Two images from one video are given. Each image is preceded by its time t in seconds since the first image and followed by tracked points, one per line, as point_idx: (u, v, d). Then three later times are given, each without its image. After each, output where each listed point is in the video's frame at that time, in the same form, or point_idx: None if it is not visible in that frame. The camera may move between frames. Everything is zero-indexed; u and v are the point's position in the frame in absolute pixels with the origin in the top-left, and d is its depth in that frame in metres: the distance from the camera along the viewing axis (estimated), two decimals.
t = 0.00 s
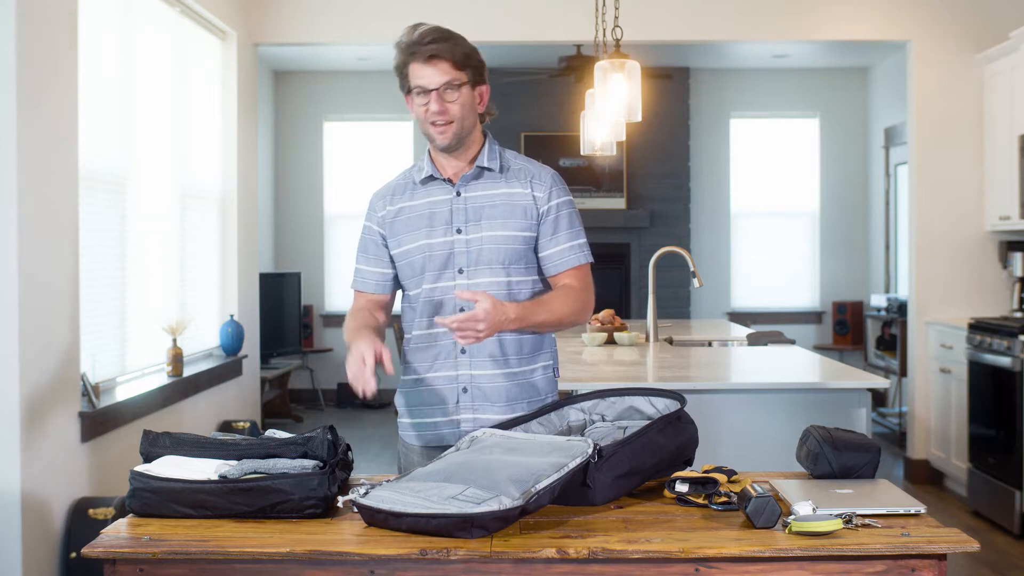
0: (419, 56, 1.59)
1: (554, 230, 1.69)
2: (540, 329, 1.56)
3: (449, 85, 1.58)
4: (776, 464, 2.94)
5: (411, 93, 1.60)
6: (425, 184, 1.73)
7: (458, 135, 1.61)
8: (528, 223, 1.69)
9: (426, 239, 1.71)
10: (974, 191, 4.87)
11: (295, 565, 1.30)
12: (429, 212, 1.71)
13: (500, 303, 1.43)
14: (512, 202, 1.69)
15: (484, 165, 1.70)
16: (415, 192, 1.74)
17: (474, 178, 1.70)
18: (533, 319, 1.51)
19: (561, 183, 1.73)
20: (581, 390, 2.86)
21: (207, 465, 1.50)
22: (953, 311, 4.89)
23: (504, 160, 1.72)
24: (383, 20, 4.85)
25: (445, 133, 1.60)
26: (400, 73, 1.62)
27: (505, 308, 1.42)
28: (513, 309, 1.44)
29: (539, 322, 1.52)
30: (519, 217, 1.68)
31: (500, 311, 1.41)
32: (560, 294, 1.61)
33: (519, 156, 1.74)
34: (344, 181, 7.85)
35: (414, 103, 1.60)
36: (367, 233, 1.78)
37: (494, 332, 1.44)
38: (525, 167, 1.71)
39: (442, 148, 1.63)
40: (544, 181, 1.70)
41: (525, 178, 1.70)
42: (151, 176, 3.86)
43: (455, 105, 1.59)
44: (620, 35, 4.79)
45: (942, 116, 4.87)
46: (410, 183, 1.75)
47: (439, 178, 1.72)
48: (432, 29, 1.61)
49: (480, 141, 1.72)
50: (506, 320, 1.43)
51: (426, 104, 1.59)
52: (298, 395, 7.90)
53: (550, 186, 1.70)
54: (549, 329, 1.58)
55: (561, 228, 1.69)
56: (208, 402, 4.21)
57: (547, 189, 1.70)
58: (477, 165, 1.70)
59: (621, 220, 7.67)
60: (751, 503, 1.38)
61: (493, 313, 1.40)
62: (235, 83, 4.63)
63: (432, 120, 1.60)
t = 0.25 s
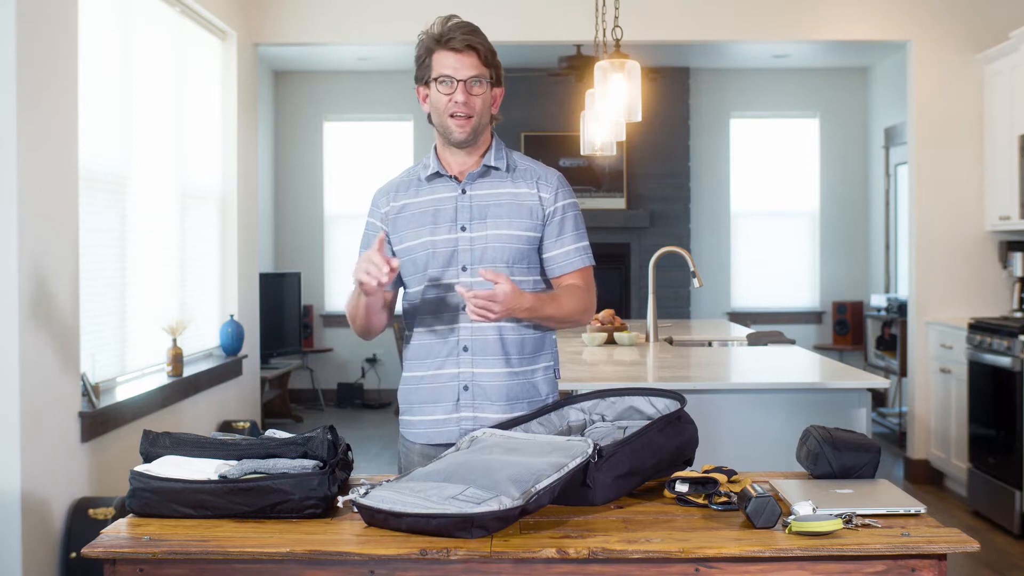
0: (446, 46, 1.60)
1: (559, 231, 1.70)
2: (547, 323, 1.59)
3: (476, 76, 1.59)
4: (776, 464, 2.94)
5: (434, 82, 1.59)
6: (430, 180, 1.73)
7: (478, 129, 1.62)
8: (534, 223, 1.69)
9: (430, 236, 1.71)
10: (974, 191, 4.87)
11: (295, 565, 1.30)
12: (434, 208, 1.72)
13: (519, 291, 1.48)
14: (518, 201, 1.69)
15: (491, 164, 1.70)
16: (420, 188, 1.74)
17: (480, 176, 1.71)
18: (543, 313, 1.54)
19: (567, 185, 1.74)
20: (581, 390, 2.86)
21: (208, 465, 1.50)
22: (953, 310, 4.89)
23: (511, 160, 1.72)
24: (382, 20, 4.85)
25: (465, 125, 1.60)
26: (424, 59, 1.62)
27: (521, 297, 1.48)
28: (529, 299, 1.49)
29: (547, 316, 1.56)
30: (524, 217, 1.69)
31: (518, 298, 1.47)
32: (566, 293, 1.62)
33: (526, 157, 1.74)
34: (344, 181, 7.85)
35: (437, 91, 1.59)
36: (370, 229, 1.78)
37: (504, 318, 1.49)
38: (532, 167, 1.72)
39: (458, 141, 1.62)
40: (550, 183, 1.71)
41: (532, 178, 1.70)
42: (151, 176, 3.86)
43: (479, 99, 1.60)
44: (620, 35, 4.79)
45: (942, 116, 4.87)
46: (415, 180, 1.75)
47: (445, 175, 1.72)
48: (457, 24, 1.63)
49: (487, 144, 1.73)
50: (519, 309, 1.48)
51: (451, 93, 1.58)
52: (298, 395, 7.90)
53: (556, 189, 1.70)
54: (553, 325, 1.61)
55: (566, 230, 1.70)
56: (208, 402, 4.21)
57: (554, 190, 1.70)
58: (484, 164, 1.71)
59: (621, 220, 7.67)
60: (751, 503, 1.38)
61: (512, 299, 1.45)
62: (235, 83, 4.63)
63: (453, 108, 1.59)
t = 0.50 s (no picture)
0: (451, 47, 1.59)
1: (562, 234, 1.70)
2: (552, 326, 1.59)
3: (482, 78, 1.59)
4: (775, 464, 2.94)
5: (439, 82, 1.59)
6: (434, 180, 1.73)
7: (482, 130, 1.62)
8: (537, 225, 1.69)
9: (433, 236, 1.71)
10: (974, 191, 4.87)
11: (295, 565, 1.30)
12: (437, 208, 1.72)
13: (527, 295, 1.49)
14: (522, 203, 1.69)
15: (494, 165, 1.70)
16: (423, 188, 1.74)
17: (484, 176, 1.71)
18: (548, 317, 1.55)
19: (569, 187, 1.74)
20: (581, 390, 2.86)
21: (208, 465, 1.50)
22: (953, 311, 4.89)
23: (515, 161, 1.72)
24: (382, 20, 4.85)
25: (471, 126, 1.61)
26: (427, 60, 1.62)
27: (529, 302, 1.48)
28: (535, 304, 1.50)
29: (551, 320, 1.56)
30: (527, 218, 1.69)
31: (526, 303, 1.47)
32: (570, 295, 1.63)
33: (529, 158, 1.75)
34: (344, 181, 7.86)
35: (443, 92, 1.59)
36: (372, 228, 1.77)
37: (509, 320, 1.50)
38: (535, 169, 1.72)
39: (464, 142, 1.63)
40: (553, 185, 1.71)
41: (535, 180, 1.70)
42: (151, 176, 3.86)
43: (484, 99, 1.60)
44: (620, 35, 4.79)
45: (942, 115, 4.87)
46: (419, 179, 1.75)
47: (449, 175, 1.72)
48: (462, 24, 1.62)
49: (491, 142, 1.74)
50: (526, 313, 1.48)
51: (457, 95, 1.59)
52: (298, 395, 7.90)
53: (559, 191, 1.70)
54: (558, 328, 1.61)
55: (570, 232, 1.70)
56: (208, 402, 4.21)
57: (557, 192, 1.70)
58: (487, 164, 1.71)
59: (621, 220, 7.67)
60: (751, 503, 1.38)
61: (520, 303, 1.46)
62: (235, 83, 4.64)
63: (458, 110, 1.60)
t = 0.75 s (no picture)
0: (435, 54, 1.58)
1: (565, 236, 1.70)
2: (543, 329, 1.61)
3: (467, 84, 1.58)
4: (775, 464, 2.94)
5: (429, 90, 1.60)
6: (438, 179, 1.73)
7: (477, 132, 1.62)
8: (540, 227, 1.70)
9: (436, 234, 1.71)
10: (973, 191, 4.87)
11: (294, 565, 1.30)
12: (440, 207, 1.71)
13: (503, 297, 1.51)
14: (525, 204, 1.69)
15: (498, 165, 1.70)
16: (427, 187, 1.73)
17: (488, 177, 1.71)
18: (533, 319, 1.57)
19: (573, 190, 1.74)
20: (581, 391, 2.86)
21: (208, 465, 1.50)
22: (953, 311, 4.89)
23: (519, 162, 1.72)
24: (382, 19, 4.85)
25: (464, 130, 1.62)
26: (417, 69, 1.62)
27: (506, 305, 1.51)
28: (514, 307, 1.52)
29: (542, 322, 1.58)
30: (531, 220, 1.69)
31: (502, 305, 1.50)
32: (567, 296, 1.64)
33: (533, 160, 1.75)
34: (344, 181, 7.86)
35: (434, 99, 1.60)
36: (374, 225, 1.76)
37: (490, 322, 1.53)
38: (539, 170, 1.72)
39: (459, 145, 1.64)
40: (557, 187, 1.71)
41: (539, 181, 1.70)
42: (151, 176, 3.86)
43: (473, 103, 1.60)
44: (620, 35, 4.79)
45: (942, 115, 4.87)
46: (423, 178, 1.74)
47: (453, 175, 1.72)
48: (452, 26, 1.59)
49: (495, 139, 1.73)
50: (503, 316, 1.51)
51: (445, 103, 1.59)
52: (298, 395, 7.90)
53: (563, 193, 1.70)
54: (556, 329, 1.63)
55: (573, 235, 1.71)
56: (208, 402, 4.21)
57: (560, 195, 1.70)
58: (491, 164, 1.70)
59: (621, 220, 7.67)
60: (751, 503, 1.38)
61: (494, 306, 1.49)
62: (235, 83, 4.64)
63: (449, 118, 1.61)
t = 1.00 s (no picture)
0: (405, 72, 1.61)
1: (566, 238, 1.70)
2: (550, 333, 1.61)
3: (428, 106, 1.59)
4: (775, 464, 2.94)
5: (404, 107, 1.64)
6: (437, 182, 1.73)
7: (450, 148, 1.65)
8: (541, 229, 1.70)
9: (436, 238, 1.71)
10: (974, 191, 4.87)
11: (295, 564, 1.30)
12: (439, 211, 1.71)
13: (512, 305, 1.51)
14: (525, 207, 1.69)
15: (497, 168, 1.70)
16: (426, 190, 1.73)
17: (486, 180, 1.71)
18: (542, 327, 1.56)
19: (574, 191, 1.74)
20: (581, 391, 2.86)
21: (208, 465, 1.50)
22: (953, 311, 4.89)
23: (517, 163, 1.72)
24: (382, 19, 4.85)
25: (434, 146, 1.64)
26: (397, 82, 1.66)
27: (516, 313, 1.50)
28: (524, 315, 1.51)
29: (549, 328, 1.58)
30: (531, 222, 1.69)
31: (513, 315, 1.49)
32: (571, 300, 1.64)
33: (532, 161, 1.75)
34: (344, 180, 7.86)
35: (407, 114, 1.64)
36: (375, 228, 1.76)
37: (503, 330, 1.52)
38: (539, 171, 1.72)
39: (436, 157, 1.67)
40: (558, 188, 1.70)
41: (539, 183, 1.70)
42: (151, 176, 3.86)
43: (438, 121, 1.61)
44: (620, 35, 4.79)
45: (942, 115, 4.87)
46: (422, 180, 1.74)
47: (452, 178, 1.72)
48: (425, 40, 1.60)
49: (487, 143, 1.72)
50: (514, 325, 1.50)
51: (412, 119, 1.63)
52: (298, 395, 7.90)
53: (564, 195, 1.70)
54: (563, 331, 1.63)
55: (574, 237, 1.70)
56: (208, 402, 4.21)
57: (561, 197, 1.70)
58: (489, 168, 1.70)
59: (621, 220, 7.67)
60: (751, 503, 1.38)
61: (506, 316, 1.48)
62: (235, 83, 4.64)
63: (421, 134, 1.65)
